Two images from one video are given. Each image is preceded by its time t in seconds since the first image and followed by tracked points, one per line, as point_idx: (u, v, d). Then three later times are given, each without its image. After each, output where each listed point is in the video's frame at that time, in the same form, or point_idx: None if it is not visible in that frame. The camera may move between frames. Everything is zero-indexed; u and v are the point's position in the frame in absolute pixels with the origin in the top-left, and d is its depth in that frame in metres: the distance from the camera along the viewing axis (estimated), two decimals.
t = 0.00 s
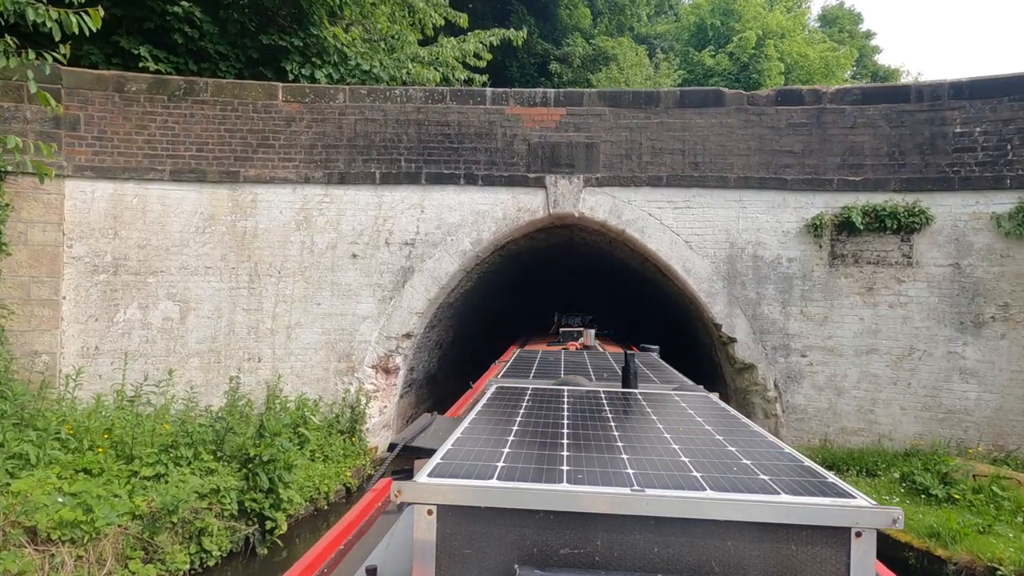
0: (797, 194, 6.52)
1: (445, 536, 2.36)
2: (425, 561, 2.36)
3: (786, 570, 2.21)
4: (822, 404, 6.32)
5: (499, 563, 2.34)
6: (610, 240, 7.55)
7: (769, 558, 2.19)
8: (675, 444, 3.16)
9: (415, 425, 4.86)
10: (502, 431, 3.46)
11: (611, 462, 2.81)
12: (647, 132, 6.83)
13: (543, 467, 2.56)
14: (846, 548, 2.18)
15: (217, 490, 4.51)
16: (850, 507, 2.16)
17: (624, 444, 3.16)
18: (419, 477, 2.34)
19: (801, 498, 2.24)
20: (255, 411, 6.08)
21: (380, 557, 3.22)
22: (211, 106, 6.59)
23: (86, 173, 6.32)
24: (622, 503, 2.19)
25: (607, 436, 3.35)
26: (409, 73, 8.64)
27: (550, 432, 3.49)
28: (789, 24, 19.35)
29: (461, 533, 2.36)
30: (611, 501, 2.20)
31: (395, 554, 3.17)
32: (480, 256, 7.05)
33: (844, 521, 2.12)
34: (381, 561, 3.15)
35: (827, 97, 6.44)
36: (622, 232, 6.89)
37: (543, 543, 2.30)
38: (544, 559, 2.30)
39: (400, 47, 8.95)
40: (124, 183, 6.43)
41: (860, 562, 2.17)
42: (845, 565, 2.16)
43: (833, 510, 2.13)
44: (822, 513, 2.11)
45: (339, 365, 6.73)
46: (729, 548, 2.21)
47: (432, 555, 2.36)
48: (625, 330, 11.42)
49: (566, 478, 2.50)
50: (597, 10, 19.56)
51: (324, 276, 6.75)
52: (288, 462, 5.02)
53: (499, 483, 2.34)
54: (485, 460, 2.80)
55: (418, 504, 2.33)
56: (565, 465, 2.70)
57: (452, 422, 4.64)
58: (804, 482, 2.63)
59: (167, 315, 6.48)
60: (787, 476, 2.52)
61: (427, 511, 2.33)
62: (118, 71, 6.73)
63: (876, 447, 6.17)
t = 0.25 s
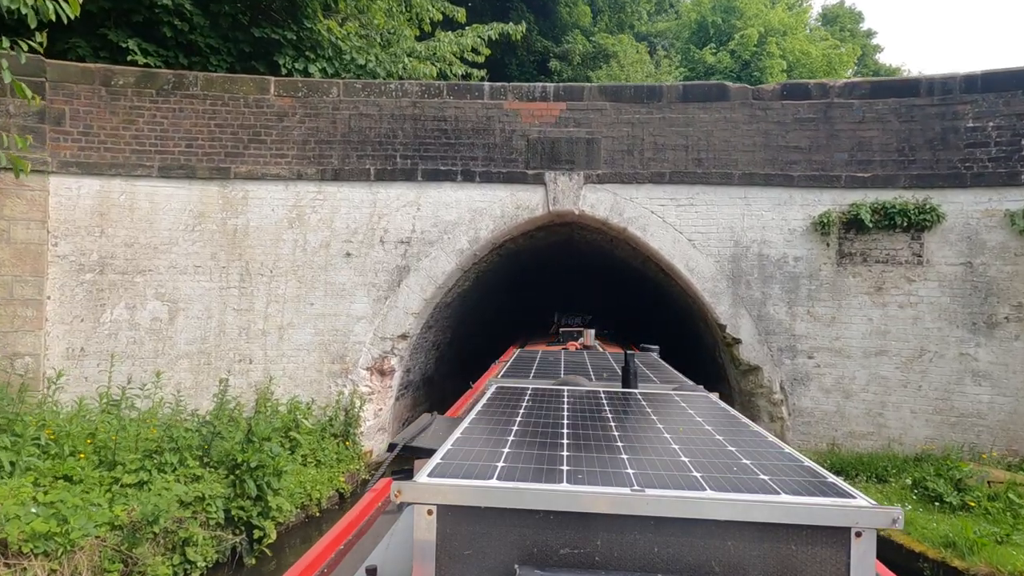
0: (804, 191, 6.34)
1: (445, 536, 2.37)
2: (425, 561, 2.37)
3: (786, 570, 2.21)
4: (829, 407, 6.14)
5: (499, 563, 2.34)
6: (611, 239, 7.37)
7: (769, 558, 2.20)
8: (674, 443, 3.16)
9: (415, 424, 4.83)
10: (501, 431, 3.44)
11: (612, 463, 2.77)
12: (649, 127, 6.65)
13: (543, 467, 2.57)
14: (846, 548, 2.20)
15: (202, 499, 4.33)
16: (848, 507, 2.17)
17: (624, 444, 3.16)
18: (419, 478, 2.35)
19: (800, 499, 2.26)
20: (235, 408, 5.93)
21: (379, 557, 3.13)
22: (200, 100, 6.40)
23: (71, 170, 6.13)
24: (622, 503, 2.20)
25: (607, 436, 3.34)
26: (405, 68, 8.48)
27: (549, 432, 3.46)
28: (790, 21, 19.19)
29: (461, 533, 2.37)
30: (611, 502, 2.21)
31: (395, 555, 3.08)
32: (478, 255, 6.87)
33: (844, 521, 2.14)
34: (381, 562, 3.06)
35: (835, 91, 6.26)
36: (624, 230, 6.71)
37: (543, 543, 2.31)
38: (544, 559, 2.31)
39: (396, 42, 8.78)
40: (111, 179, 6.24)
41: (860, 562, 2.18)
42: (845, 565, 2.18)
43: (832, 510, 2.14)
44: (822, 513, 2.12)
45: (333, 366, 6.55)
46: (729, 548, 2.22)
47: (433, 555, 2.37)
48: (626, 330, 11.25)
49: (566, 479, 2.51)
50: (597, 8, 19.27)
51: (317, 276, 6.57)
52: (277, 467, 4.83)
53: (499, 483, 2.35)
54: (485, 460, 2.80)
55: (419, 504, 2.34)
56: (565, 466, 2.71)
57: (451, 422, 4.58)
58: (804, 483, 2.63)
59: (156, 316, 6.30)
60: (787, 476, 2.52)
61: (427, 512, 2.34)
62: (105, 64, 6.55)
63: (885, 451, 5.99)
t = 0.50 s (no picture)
0: (810, 188, 6.16)
1: (445, 535, 2.40)
2: (425, 561, 2.40)
3: (786, 570, 2.24)
4: (837, 410, 5.96)
5: (500, 563, 2.37)
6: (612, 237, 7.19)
7: (769, 558, 2.23)
8: (674, 444, 3.23)
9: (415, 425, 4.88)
10: (501, 431, 3.51)
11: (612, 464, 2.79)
12: (651, 122, 6.47)
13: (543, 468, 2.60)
14: (846, 548, 2.23)
15: (185, 507, 4.15)
16: (848, 508, 2.20)
17: (624, 445, 3.23)
18: (419, 478, 2.38)
19: (799, 499, 2.28)
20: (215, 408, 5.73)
21: (379, 558, 3.12)
22: (189, 94, 6.22)
23: (55, 165, 5.95)
24: (623, 504, 2.22)
25: (606, 436, 3.40)
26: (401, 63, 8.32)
27: (549, 432, 3.51)
28: (793, 19, 19.02)
29: (461, 533, 2.40)
30: (611, 501, 2.23)
31: (395, 555, 3.08)
32: (476, 254, 6.69)
33: (844, 522, 2.17)
34: (381, 562, 3.05)
35: (843, 85, 6.08)
36: (626, 229, 6.53)
37: (543, 543, 2.34)
38: (544, 559, 2.34)
39: (393, 36, 8.62)
40: (97, 176, 6.06)
41: (860, 561, 2.21)
42: (845, 565, 2.20)
43: (832, 510, 2.17)
44: (823, 513, 2.15)
45: (326, 368, 6.36)
46: (729, 548, 2.25)
47: (432, 554, 2.40)
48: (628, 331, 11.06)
49: (566, 479, 2.54)
50: (597, 5, 19.15)
51: (310, 275, 6.39)
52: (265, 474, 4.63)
53: (499, 483, 2.39)
54: (486, 460, 2.84)
55: (418, 504, 2.37)
56: (564, 465, 2.75)
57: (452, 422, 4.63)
58: (803, 483, 2.67)
59: (143, 316, 6.12)
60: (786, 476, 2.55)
61: (428, 511, 2.38)
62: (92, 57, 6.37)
63: (895, 456, 5.81)
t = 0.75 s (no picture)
0: (818, 184, 5.98)
1: (444, 536, 2.41)
2: (425, 561, 2.41)
3: (785, 569, 2.27)
4: (846, 414, 5.78)
5: (499, 563, 2.39)
6: (613, 235, 7.01)
7: (769, 558, 2.25)
8: (674, 443, 3.28)
9: (414, 427, 4.91)
10: (501, 431, 3.54)
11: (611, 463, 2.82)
12: (653, 117, 6.29)
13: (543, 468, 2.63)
14: (845, 548, 2.25)
15: (167, 517, 3.97)
16: (847, 508, 2.22)
17: (624, 444, 3.29)
18: (418, 478, 2.40)
19: (798, 499, 2.31)
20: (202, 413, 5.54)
21: (379, 557, 3.11)
22: (178, 88, 6.04)
23: (39, 161, 5.78)
24: (623, 504, 2.25)
25: (605, 435, 3.45)
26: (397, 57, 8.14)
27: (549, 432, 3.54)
28: (795, 16, 18.84)
29: (461, 533, 2.41)
30: (612, 502, 2.26)
31: (395, 555, 3.06)
32: (473, 252, 6.50)
33: (843, 522, 2.19)
34: (382, 562, 3.04)
35: (852, 78, 5.89)
36: (627, 227, 6.35)
37: (544, 543, 2.36)
38: (544, 560, 2.36)
39: (389, 30, 8.44)
40: (82, 172, 5.88)
41: (860, 562, 2.23)
42: (845, 565, 2.22)
43: (830, 510, 2.19)
44: (822, 514, 2.18)
45: (319, 370, 6.18)
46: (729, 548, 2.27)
47: (432, 554, 2.42)
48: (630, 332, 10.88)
49: (567, 479, 2.57)
50: (597, 3, 19.01)
51: (302, 274, 6.20)
52: (252, 481, 4.44)
53: (499, 483, 2.41)
54: (486, 460, 2.88)
55: (418, 504, 2.39)
56: (564, 465, 2.79)
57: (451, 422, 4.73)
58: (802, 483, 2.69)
59: (130, 316, 5.94)
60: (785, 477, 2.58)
61: (427, 511, 2.39)
62: (77, 49, 6.19)
63: (906, 461, 5.63)
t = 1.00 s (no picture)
0: (826, 180, 5.80)
1: (444, 535, 2.36)
2: (425, 561, 2.35)
3: (785, 569, 2.21)
4: (854, 417, 5.60)
5: (500, 563, 2.33)
6: (614, 233, 6.82)
7: (769, 558, 2.19)
8: (674, 443, 3.14)
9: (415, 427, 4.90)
10: (501, 429, 3.46)
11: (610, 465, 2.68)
12: (656, 111, 6.11)
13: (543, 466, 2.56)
14: (846, 548, 2.19)
15: (147, 527, 3.81)
16: (847, 507, 2.17)
17: (624, 443, 3.15)
18: (418, 478, 2.34)
19: (798, 499, 2.25)
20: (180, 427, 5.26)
21: (378, 557, 2.98)
22: (165, 81, 5.86)
23: (22, 156, 5.60)
24: (622, 503, 2.19)
25: (607, 435, 3.31)
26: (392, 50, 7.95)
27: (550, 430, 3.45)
28: (798, 13, 18.64)
29: (461, 533, 2.35)
30: (611, 501, 2.20)
31: (394, 555, 2.95)
32: (470, 251, 6.32)
33: (843, 522, 2.14)
34: (381, 561, 2.92)
35: (861, 71, 5.72)
36: (629, 225, 6.17)
37: (543, 543, 2.30)
38: (544, 560, 2.30)
39: (385, 24, 8.26)
40: (66, 167, 5.69)
41: (860, 561, 2.17)
42: (845, 565, 2.17)
43: (829, 510, 2.14)
44: (821, 514, 2.13)
45: (311, 372, 6.00)
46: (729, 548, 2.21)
47: (432, 553, 2.36)
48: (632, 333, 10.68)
49: (566, 479, 2.49)
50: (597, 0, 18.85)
51: (294, 273, 6.02)
52: (238, 489, 4.25)
53: (498, 483, 2.35)
54: (486, 460, 2.78)
55: (418, 504, 2.33)
56: (564, 465, 2.69)
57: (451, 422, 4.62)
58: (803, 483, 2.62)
59: (116, 317, 5.75)
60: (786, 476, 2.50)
61: (427, 511, 2.33)
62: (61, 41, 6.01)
63: (918, 467, 5.45)
